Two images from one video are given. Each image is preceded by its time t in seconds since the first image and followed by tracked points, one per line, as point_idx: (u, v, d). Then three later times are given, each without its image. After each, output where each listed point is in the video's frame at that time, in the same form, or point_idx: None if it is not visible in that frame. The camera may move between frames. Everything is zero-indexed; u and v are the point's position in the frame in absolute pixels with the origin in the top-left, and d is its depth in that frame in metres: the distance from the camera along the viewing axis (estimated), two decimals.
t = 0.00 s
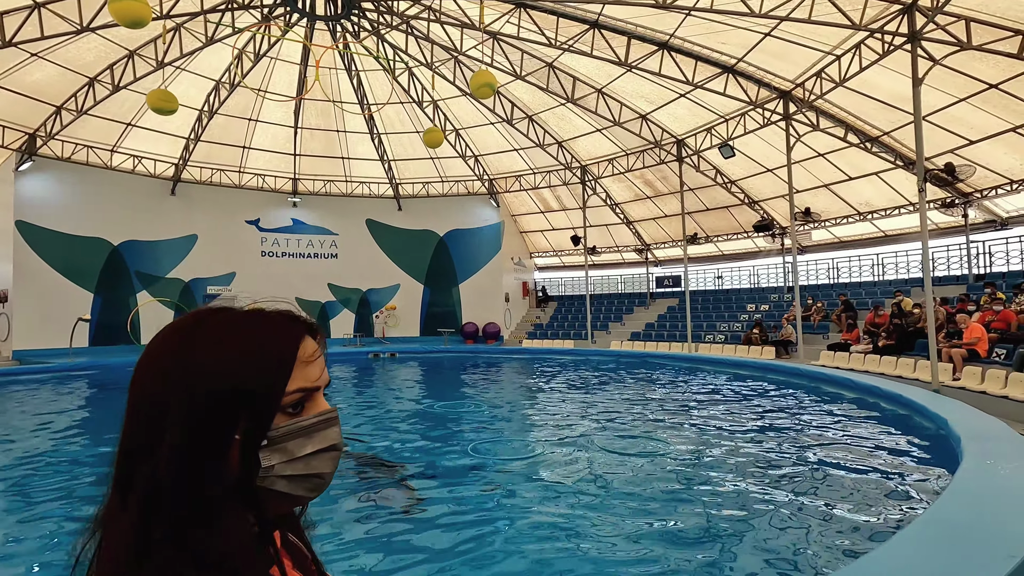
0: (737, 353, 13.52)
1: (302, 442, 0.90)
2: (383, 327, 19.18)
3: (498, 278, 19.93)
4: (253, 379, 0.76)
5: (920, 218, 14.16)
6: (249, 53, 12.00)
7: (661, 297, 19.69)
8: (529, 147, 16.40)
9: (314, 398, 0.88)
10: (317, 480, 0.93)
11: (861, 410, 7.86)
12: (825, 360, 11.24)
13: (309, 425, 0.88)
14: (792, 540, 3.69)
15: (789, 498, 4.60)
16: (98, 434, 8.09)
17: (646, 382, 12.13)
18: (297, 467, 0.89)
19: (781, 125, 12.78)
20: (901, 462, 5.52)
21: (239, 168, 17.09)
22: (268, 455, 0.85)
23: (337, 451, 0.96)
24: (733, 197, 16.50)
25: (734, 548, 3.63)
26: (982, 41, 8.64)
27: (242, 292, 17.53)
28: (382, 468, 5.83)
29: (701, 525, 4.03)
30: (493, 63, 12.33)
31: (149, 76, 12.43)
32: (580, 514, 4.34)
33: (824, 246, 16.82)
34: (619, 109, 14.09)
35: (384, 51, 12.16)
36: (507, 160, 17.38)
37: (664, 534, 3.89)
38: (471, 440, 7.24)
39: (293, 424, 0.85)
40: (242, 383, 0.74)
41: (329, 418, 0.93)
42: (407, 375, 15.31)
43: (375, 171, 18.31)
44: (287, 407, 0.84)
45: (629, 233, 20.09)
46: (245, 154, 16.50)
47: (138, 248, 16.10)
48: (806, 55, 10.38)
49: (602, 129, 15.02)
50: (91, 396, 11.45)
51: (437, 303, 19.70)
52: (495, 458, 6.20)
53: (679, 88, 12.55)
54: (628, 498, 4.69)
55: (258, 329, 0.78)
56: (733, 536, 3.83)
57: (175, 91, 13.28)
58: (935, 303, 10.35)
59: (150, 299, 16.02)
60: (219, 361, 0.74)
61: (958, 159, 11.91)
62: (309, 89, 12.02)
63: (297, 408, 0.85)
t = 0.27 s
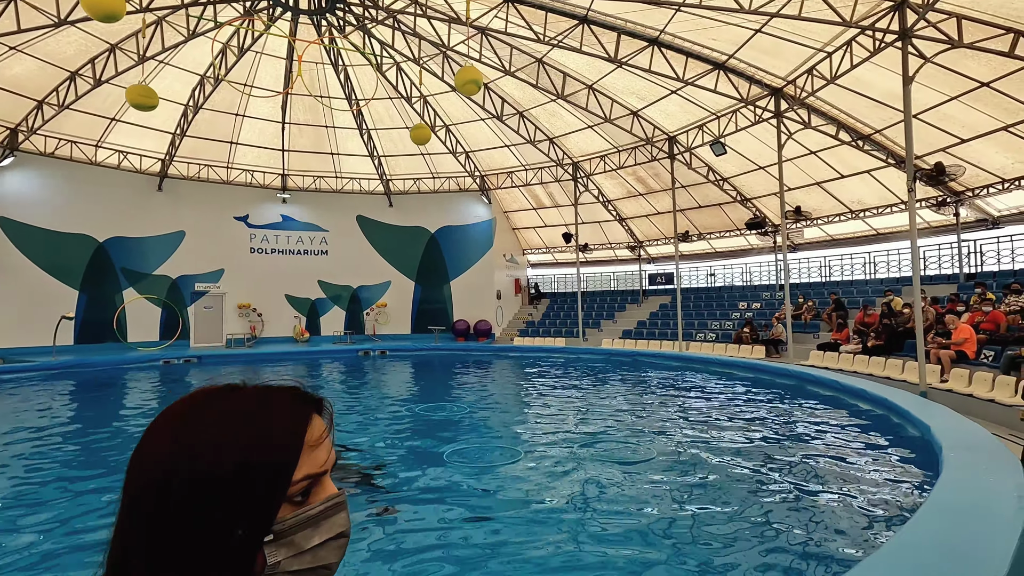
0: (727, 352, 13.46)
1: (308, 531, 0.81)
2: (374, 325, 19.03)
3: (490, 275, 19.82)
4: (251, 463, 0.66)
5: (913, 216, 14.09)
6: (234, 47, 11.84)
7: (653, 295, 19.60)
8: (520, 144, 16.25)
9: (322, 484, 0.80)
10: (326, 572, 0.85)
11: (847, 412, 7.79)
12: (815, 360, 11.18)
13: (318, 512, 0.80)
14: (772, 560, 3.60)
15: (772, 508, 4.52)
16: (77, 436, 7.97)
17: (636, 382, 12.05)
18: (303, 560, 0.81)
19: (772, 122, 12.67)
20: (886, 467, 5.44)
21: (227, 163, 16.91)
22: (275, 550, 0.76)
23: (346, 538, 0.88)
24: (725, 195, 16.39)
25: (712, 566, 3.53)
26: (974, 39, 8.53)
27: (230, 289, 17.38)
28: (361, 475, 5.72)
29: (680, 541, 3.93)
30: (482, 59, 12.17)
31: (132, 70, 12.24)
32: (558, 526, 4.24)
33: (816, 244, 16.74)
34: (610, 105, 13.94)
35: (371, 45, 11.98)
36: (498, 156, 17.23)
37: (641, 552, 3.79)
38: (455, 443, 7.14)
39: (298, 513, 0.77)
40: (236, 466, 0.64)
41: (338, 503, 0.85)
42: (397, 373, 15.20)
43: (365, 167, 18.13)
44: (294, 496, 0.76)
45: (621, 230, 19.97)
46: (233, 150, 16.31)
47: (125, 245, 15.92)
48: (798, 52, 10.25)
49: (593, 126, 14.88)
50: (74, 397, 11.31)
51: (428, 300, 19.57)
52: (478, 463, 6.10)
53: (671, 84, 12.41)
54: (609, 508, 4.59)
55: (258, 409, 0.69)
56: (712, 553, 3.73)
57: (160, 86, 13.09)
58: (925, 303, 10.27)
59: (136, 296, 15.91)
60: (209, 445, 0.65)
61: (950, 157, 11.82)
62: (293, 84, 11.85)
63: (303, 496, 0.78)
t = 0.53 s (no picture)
0: (715, 354, 13.35)
1: None
2: (361, 326, 18.78)
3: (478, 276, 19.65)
4: (277, 534, 0.56)
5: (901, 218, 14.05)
6: (214, 43, 11.62)
7: (643, 296, 19.46)
8: (508, 143, 16.07)
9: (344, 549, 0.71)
10: None
11: (831, 419, 7.67)
12: (803, 363, 11.07)
13: None
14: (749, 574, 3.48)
15: (753, 517, 4.37)
16: (46, 442, 7.73)
17: (623, 385, 11.91)
18: None
19: (760, 123, 12.57)
20: (870, 473, 5.32)
21: (210, 161, 16.65)
22: None
23: None
24: (714, 196, 16.29)
25: None
26: (961, 39, 8.45)
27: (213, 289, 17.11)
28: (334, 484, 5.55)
29: (657, 554, 3.78)
30: (467, 56, 12.00)
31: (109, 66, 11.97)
32: (533, 540, 4.06)
33: (805, 245, 16.67)
34: (598, 105, 13.80)
35: (354, 42, 11.77)
36: (487, 156, 17.05)
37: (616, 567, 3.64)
38: (435, 449, 6.97)
39: None
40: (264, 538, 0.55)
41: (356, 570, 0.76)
42: (383, 375, 15.00)
43: (352, 166, 17.91)
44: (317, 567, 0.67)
45: (611, 231, 19.83)
46: (216, 148, 16.05)
47: (105, 244, 15.64)
48: (786, 52, 10.14)
49: (581, 126, 14.72)
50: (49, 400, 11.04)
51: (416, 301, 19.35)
52: (456, 471, 5.93)
53: (658, 84, 12.29)
54: (588, 518, 4.43)
55: (278, 472, 0.60)
56: (689, 569, 3.57)
57: (139, 82, 12.84)
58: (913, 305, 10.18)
59: (116, 297, 15.66)
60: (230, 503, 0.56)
61: (938, 159, 11.77)
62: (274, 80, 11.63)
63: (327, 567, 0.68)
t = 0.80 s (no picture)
0: (707, 357, 13.23)
1: None
2: (351, 328, 18.56)
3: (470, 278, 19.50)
4: (299, 550, 0.53)
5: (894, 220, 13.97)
6: (199, 42, 11.49)
7: (636, 298, 19.31)
8: (499, 144, 15.93)
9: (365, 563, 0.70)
10: None
11: (821, 425, 7.53)
12: (794, 366, 10.95)
13: None
14: None
15: (735, 522, 4.25)
16: (22, 446, 7.58)
17: (614, 388, 11.77)
18: None
19: (751, 124, 12.46)
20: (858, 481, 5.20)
21: (198, 161, 16.49)
22: None
23: None
24: (707, 198, 16.17)
25: None
26: (952, 39, 8.33)
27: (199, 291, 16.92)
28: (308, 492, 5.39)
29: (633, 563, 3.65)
30: (455, 56, 11.86)
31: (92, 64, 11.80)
32: (507, 550, 3.93)
33: (798, 247, 16.56)
34: (589, 105, 13.68)
35: (340, 40, 11.61)
36: (478, 157, 16.90)
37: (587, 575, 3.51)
38: (417, 455, 6.82)
39: None
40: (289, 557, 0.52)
41: None
42: (371, 378, 14.82)
43: (342, 167, 17.74)
44: None
45: (604, 232, 19.68)
46: (204, 148, 15.87)
47: (90, 245, 15.46)
48: (776, 52, 10.04)
49: (572, 127, 14.59)
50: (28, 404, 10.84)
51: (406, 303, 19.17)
52: (436, 479, 5.78)
53: (649, 84, 12.17)
54: (566, 525, 4.29)
55: (297, 487, 0.58)
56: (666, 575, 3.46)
57: (123, 81, 12.68)
58: (904, 308, 10.06)
59: (101, 299, 15.50)
60: (249, 519, 0.54)
61: (930, 161, 11.67)
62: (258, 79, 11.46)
63: None
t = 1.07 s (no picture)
0: (700, 356, 13.15)
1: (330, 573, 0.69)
2: (345, 328, 18.48)
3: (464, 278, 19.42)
4: (264, 513, 0.55)
5: (889, 219, 13.88)
6: (188, 40, 11.48)
7: (632, 298, 19.21)
8: (493, 144, 15.88)
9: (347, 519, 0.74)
10: None
11: (809, 424, 7.43)
12: (786, 366, 10.86)
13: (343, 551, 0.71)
14: None
15: (711, 530, 4.15)
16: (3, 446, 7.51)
17: (605, 389, 11.68)
18: None
19: (744, 122, 12.37)
20: (839, 481, 5.11)
21: (191, 161, 16.47)
22: None
23: None
24: (701, 197, 16.08)
25: None
26: (943, 35, 8.23)
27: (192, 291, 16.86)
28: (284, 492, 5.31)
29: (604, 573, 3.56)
30: (445, 54, 11.81)
31: (82, 62, 11.77)
32: (476, 559, 3.83)
33: (793, 247, 16.47)
34: (581, 104, 13.62)
35: (330, 38, 11.57)
36: (472, 156, 16.85)
37: None
38: (400, 456, 6.75)
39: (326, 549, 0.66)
40: (272, 522, 0.55)
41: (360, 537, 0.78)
42: (363, 378, 14.74)
43: (336, 167, 17.69)
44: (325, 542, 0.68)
45: (599, 232, 19.59)
46: (197, 147, 15.85)
47: (82, 244, 15.43)
48: (767, 49, 9.95)
49: (565, 126, 14.52)
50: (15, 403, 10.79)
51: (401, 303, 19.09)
52: (416, 480, 5.71)
53: (641, 83, 12.10)
54: (539, 533, 4.20)
55: (273, 451, 0.61)
56: None
57: (113, 80, 12.68)
58: (896, 308, 9.96)
59: (94, 299, 15.47)
60: (234, 486, 0.57)
61: (925, 160, 11.57)
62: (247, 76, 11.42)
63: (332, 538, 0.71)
